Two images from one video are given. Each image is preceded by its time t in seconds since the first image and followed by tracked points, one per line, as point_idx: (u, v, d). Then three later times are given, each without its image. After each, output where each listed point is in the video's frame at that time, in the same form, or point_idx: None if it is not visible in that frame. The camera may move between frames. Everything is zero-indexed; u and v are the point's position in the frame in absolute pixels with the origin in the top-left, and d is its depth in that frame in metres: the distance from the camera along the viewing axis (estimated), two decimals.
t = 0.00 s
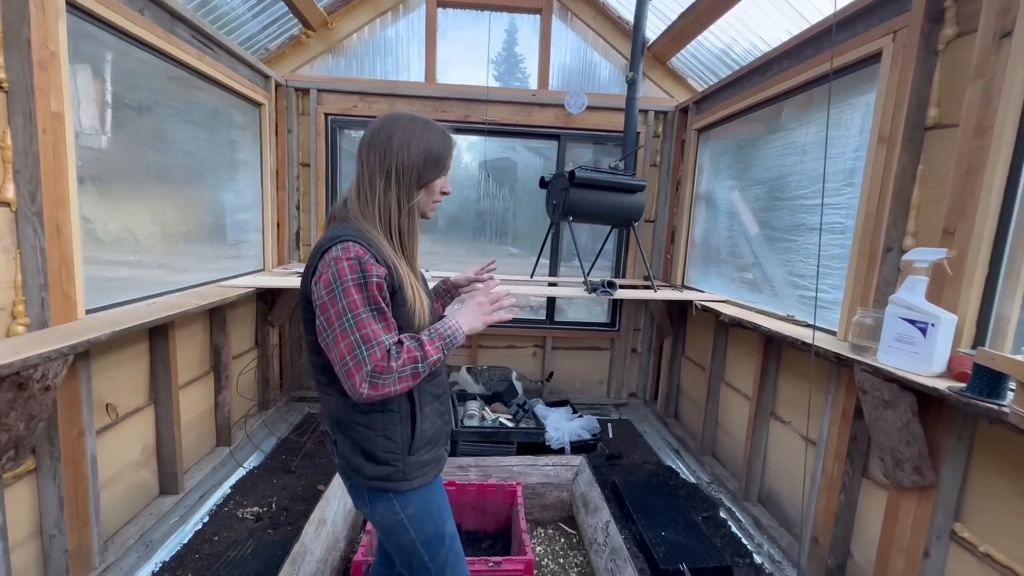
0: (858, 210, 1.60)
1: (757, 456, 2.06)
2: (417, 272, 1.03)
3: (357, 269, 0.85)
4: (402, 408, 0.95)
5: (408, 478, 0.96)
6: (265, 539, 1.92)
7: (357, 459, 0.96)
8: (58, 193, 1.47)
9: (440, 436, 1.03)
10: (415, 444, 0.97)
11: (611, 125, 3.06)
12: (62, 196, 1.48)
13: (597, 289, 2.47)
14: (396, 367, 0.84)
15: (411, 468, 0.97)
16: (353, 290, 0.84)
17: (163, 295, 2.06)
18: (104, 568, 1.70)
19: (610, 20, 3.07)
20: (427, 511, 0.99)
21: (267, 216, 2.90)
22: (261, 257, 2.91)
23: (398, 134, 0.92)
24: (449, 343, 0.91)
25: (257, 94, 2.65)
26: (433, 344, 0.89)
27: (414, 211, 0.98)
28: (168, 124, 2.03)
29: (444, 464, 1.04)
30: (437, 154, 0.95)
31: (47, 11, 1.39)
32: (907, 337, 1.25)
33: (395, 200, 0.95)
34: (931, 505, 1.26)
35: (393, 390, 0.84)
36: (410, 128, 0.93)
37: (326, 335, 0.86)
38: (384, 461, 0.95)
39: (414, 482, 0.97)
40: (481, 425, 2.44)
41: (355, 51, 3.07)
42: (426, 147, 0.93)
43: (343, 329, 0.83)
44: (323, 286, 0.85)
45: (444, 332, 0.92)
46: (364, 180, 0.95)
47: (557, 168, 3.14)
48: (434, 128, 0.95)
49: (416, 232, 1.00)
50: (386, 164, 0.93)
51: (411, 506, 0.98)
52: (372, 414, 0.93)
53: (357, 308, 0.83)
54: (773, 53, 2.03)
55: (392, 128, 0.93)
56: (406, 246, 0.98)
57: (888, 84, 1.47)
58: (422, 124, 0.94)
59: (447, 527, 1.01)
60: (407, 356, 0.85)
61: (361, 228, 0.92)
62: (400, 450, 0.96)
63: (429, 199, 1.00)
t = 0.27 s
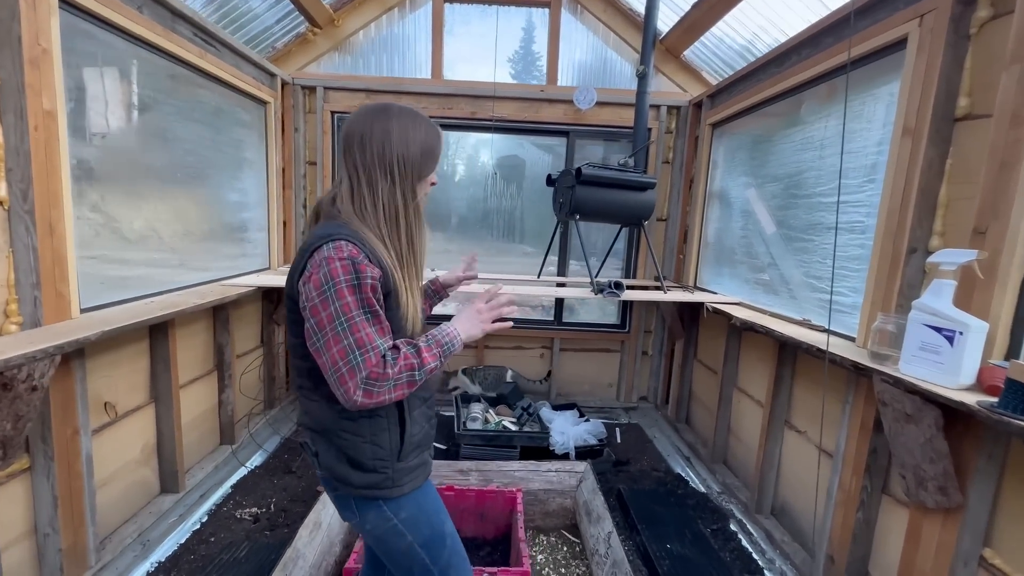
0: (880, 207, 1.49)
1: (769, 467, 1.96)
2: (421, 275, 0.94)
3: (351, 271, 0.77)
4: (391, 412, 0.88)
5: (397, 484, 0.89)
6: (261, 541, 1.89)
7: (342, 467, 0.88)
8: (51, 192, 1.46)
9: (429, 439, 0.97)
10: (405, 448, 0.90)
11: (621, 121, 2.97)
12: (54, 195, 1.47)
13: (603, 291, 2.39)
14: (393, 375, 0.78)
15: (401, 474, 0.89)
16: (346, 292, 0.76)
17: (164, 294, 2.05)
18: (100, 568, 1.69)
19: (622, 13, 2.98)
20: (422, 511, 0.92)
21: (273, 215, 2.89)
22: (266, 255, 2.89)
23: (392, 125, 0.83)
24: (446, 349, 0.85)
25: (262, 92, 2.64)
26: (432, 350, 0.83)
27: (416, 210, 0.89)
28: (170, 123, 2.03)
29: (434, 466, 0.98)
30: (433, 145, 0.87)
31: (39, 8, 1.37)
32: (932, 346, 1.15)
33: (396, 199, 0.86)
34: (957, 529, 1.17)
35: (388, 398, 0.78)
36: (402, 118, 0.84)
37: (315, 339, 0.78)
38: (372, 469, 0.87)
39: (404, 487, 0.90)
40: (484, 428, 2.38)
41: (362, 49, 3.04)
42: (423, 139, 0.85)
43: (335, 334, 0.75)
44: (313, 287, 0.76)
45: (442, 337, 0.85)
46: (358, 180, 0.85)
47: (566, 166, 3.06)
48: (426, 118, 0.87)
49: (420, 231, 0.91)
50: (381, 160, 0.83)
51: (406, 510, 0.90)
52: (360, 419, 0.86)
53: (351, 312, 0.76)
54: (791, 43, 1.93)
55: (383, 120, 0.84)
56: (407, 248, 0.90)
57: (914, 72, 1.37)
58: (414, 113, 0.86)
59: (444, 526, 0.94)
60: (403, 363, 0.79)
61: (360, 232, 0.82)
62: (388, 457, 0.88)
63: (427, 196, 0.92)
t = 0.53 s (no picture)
0: (904, 205, 1.40)
1: (784, 478, 1.86)
2: (406, 265, 0.88)
3: (352, 261, 0.68)
4: (386, 416, 0.81)
5: (386, 492, 0.83)
6: (259, 542, 1.87)
7: (327, 473, 0.81)
8: (50, 191, 1.46)
9: (420, 443, 0.91)
10: (396, 453, 0.83)
11: (634, 117, 2.89)
12: (53, 195, 1.47)
13: (610, 292, 2.32)
14: (435, 342, 0.71)
15: (391, 481, 0.83)
16: (356, 281, 0.67)
17: (168, 292, 2.06)
18: (100, 565, 1.70)
19: (634, 7, 2.90)
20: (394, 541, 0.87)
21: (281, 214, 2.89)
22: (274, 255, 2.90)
23: (360, 106, 0.75)
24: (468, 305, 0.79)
25: (270, 92, 2.64)
26: (455, 309, 0.77)
27: (396, 197, 0.83)
28: (174, 123, 2.03)
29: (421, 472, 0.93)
30: (407, 124, 0.80)
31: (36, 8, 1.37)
32: (960, 356, 1.06)
33: (375, 187, 0.79)
34: (987, 555, 1.07)
35: (437, 370, 0.72)
36: (370, 97, 0.76)
37: (337, 341, 0.68)
38: (362, 475, 0.81)
39: (392, 497, 0.84)
40: (487, 431, 2.33)
41: (370, 47, 3.02)
42: (396, 118, 0.78)
43: (363, 324, 0.66)
44: (317, 288, 0.67)
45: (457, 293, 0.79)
46: (328, 169, 0.77)
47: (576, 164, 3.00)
48: (395, 94, 0.79)
49: (401, 220, 0.85)
50: (353, 145, 0.76)
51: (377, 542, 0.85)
52: (353, 421, 0.79)
53: (369, 299, 0.67)
54: (810, 32, 1.83)
55: (348, 100, 0.75)
56: (390, 238, 0.83)
57: (942, 60, 1.27)
58: (382, 90, 0.78)
59: (414, 552, 0.90)
60: (435, 328, 0.72)
61: (340, 225, 0.74)
62: (379, 462, 0.82)
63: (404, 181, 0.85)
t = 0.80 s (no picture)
0: (930, 203, 1.31)
1: (801, 490, 1.78)
2: (385, 263, 0.85)
3: (321, 265, 0.65)
4: (365, 429, 0.77)
5: (364, 511, 0.80)
6: (262, 541, 1.88)
7: (303, 486, 0.79)
8: (57, 192, 1.48)
9: (406, 458, 0.87)
10: (377, 470, 0.80)
11: (647, 114, 2.82)
12: (60, 195, 1.49)
13: (620, 294, 2.27)
14: (416, 357, 0.70)
15: (369, 499, 0.80)
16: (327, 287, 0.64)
17: (171, 293, 2.08)
18: (107, 560, 1.72)
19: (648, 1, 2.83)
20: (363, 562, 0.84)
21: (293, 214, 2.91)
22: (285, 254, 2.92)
23: (329, 95, 0.73)
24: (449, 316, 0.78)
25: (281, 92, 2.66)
26: (438, 322, 0.75)
27: (371, 191, 0.80)
28: (183, 124, 2.06)
29: (407, 488, 0.89)
30: (384, 115, 0.76)
31: (43, 10, 1.39)
32: (989, 365, 0.98)
33: (348, 181, 0.76)
34: None
35: (416, 383, 0.70)
36: (341, 87, 0.73)
37: (307, 350, 0.65)
38: (338, 492, 0.78)
39: (371, 515, 0.81)
40: (494, 434, 2.30)
41: (381, 47, 3.02)
42: (371, 109, 0.75)
43: (336, 334, 0.64)
44: (285, 293, 0.64)
45: (440, 305, 0.78)
46: (298, 160, 0.75)
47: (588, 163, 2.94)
48: (370, 83, 0.76)
49: (376, 214, 0.82)
50: (322, 137, 0.73)
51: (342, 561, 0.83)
52: (328, 435, 0.76)
53: (342, 305, 0.64)
54: (831, 22, 1.74)
55: (318, 88, 0.73)
56: (365, 233, 0.81)
57: (971, 47, 1.19)
58: (356, 79, 0.75)
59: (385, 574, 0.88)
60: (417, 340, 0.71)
61: (306, 220, 0.72)
62: (357, 479, 0.79)
63: (382, 174, 0.82)
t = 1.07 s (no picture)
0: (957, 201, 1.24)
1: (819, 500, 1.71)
2: (362, 269, 0.83)
3: (284, 270, 0.63)
4: (338, 447, 0.76)
5: (340, 533, 0.78)
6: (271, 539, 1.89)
7: (277, 508, 0.78)
8: (73, 193, 1.52)
9: (387, 478, 0.85)
10: (353, 490, 0.78)
11: (662, 112, 2.77)
12: (76, 197, 1.53)
13: (631, 295, 2.23)
14: (382, 380, 0.66)
15: (345, 521, 0.78)
16: (288, 295, 0.62)
17: (184, 293, 2.12)
18: (121, 553, 1.75)
19: None
20: None
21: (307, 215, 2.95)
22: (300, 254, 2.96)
23: (311, 89, 0.73)
24: (426, 341, 0.75)
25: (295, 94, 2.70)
26: (412, 346, 0.72)
27: (346, 194, 0.78)
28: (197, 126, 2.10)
29: (390, 508, 0.87)
30: (371, 119, 0.74)
31: (59, 17, 1.43)
32: (1018, 375, 0.92)
33: (319, 180, 0.75)
34: None
35: (379, 409, 0.67)
36: (330, 86, 0.73)
37: (264, 361, 0.63)
38: (311, 513, 0.76)
39: (348, 538, 0.79)
40: (504, 435, 2.27)
41: (394, 48, 3.04)
42: (354, 111, 0.73)
43: (293, 346, 0.62)
44: (244, 298, 0.62)
45: (418, 328, 0.75)
46: (279, 154, 0.75)
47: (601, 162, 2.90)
48: (365, 87, 0.75)
49: (347, 216, 0.79)
50: (301, 133, 0.73)
51: None
52: (299, 454, 0.75)
53: (302, 317, 0.62)
54: (853, 13, 1.68)
55: (308, 86, 0.73)
56: (338, 236, 0.79)
57: (1003, 36, 1.12)
58: (349, 81, 0.74)
59: None
60: (385, 365, 0.68)
61: (271, 216, 0.72)
62: (331, 499, 0.77)
63: (368, 179, 0.80)
